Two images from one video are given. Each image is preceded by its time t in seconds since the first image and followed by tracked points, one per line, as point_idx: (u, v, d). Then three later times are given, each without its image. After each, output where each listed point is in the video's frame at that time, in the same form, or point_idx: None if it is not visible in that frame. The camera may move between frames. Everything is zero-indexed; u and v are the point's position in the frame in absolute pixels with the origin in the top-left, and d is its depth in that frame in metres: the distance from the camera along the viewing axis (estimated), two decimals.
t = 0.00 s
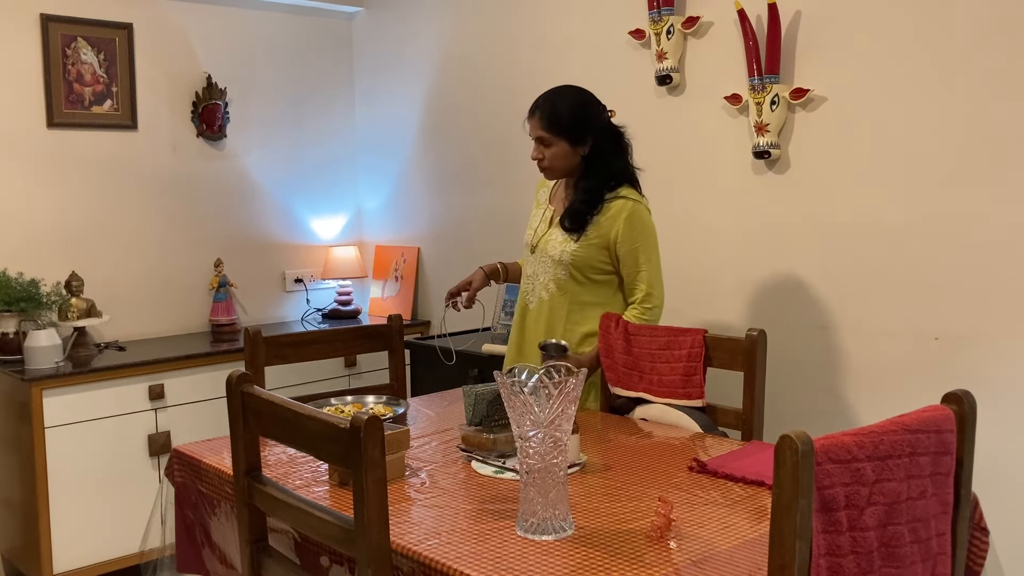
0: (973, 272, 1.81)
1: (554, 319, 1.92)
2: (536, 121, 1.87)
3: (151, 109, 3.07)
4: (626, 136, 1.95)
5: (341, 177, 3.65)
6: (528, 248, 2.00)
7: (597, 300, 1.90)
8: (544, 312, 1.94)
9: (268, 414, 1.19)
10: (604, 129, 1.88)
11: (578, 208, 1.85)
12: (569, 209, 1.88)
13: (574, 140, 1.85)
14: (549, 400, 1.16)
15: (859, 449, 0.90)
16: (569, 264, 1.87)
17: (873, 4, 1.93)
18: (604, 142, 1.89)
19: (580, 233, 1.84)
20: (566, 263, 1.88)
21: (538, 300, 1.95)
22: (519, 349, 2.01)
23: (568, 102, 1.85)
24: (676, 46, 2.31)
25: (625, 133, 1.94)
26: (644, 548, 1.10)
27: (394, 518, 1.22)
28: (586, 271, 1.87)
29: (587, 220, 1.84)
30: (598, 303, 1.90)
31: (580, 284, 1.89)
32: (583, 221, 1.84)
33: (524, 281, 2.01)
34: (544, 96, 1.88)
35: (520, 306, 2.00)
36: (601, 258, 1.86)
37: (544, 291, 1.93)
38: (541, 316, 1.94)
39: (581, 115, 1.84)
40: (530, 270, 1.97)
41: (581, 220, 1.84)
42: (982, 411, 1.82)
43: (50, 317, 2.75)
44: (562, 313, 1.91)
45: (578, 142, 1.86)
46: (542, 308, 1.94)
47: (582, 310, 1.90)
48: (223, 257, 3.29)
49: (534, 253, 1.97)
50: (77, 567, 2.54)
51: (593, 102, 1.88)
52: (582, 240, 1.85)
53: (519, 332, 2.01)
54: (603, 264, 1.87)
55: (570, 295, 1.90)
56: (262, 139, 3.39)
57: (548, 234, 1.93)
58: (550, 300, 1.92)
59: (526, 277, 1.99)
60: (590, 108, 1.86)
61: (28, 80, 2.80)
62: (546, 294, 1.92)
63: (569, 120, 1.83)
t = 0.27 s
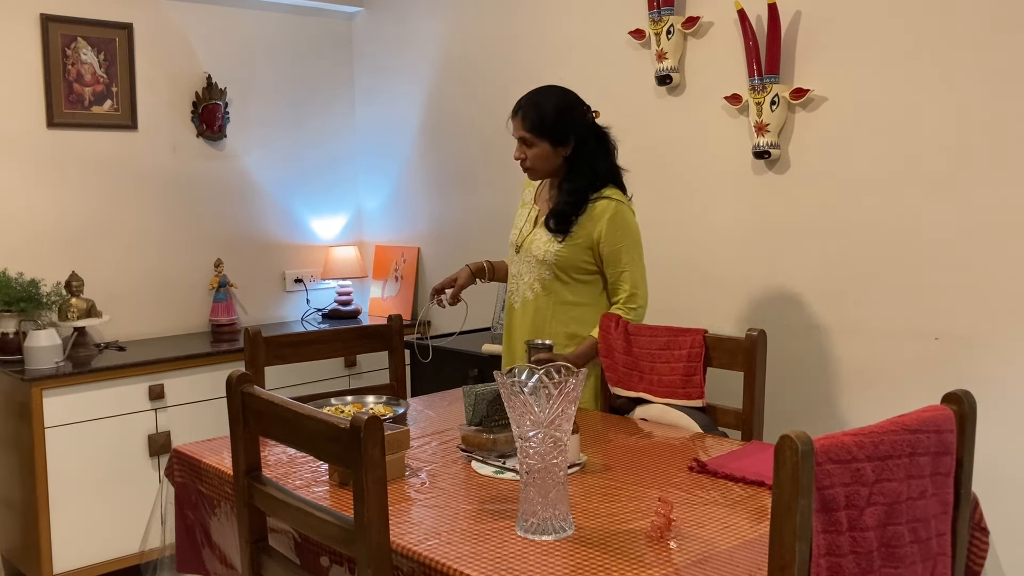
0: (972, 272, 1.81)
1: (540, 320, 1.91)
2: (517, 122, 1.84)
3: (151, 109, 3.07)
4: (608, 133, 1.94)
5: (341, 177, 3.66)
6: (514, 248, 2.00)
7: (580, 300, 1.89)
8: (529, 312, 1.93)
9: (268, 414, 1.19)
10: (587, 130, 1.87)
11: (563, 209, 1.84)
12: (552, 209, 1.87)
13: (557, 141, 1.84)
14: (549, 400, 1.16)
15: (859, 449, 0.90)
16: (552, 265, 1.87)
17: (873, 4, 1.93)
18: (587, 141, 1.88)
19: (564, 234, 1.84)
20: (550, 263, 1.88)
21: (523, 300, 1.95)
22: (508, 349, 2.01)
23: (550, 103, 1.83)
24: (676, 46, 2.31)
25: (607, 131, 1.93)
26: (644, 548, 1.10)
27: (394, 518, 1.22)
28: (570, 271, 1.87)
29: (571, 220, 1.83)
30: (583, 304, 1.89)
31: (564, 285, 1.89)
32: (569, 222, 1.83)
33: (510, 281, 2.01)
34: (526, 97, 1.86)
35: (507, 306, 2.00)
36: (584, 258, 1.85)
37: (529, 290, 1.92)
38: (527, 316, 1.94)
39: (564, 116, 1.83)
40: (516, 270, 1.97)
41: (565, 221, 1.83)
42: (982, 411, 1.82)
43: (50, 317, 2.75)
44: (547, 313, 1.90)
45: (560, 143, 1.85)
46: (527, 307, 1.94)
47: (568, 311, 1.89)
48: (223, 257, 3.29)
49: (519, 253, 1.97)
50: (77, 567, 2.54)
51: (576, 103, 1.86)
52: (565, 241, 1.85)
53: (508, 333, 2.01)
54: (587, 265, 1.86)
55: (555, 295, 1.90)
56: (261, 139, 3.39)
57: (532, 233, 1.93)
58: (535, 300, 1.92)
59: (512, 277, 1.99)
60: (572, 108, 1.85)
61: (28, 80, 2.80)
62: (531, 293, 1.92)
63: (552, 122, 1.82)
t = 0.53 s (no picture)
0: (973, 272, 1.81)
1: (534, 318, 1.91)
2: (510, 134, 1.81)
3: (151, 109, 3.07)
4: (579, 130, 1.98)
5: (341, 177, 3.66)
6: (501, 249, 1.99)
7: (569, 296, 1.90)
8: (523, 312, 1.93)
9: (268, 414, 1.19)
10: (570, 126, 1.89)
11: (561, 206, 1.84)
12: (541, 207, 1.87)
13: (550, 142, 1.83)
14: (549, 400, 1.16)
15: (859, 449, 0.90)
16: (545, 263, 1.87)
17: (873, 4, 1.93)
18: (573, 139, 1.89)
19: (553, 228, 1.84)
20: (542, 261, 1.87)
21: (515, 300, 1.94)
22: (501, 349, 2.01)
23: (540, 108, 1.81)
24: (676, 46, 2.31)
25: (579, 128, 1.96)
26: (644, 548, 1.10)
27: (394, 518, 1.22)
28: (560, 268, 1.87)
29: (563, 215, 1.84)
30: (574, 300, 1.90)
31: (556, 282, 1.89)
32: (559, 215, 1.83)
33: (500, 282, 2.00)
34: (509, 106, 1.83)
35: (498, 307, 2.00)
36: (573, 254, 1.86)
37: (522, 290, 1.92)
38: (521, 316, 1.94)
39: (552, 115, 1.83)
40: (505, 271, 1.97)
41: (556, 215, 1.84)
42: (983, 411, 1.82)
43: (50, 317, 2.75)
44: (542, 312, 1.90)
45: (553, 144, 1.84)
46: (521, 307, 1.93)
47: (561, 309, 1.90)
48: (223, 257, 3.29)
49: (508, 254, 1.96)
50: (77, 568, 2.54)
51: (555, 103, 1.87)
52: (555, 236, 1.85)
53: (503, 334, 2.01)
54: (575, 260, 1.86)
55: (547, 294, 1.89)
56: (261, 139, 3.39)
57: (520, 233, 1.93)
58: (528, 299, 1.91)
59: (503, 279, 1.99)
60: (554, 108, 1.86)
61: (28, 80, 2.80)
62: (525, 293, 1.92)
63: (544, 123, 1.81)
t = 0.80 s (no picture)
0: (973, 272, 1.81)
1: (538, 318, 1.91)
2: (510, 138, 1.80)
3: (151, 109, 3.07)
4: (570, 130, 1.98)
5: (341, 177, 3.66)
6: (502, 251, 1.99)
7: (572, 294, 1.90)
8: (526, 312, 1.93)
9: (268, 414, 1.19)
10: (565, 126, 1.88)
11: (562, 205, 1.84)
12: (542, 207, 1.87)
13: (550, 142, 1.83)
14: (549, 400, 1.16)
15: (859, 449, 0.90)
16: (548, 262, 1.87)
17: (873, 4, 1.93)
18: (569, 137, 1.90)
19: (554, 227, 1.85)
20: (545, 261, 1.87)
21: (518, 301, 1.94)
22: (503, 349, 2.01)
23: (538, 109, 1.81)
24: (676, 46, 2.31)
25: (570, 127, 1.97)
26: (644, 548, 1.10)
27: (394, 518, 1.22)
28: (563, 266, 1.87)
29: (564, 214, 1.84)
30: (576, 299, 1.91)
31: (559, 281, 1.89)
32: (560, 214, 1.84)
33: (502, 283, 2.00)
34: (507, 110, 1.81)
35: (500, 309, 2.00)
36: (575, 252, 1.86)
37: (526, 290, 1.92)
38: (524, 316, 1.94)
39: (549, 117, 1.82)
40: (508, 272, 1.97)
41: (557, 213, 1.84)
42: (982, 410, 1.82)
43: (50, 317, 2.75)
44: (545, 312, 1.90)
45: (553, 144, 1.84)
46: (526, 307, 1.93)
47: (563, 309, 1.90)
48: (223, 257, 3.29)
49: (509, 255, 1.96)
50: (77, 567, 2.54)
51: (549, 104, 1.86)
52: (557, 235, 1.85)
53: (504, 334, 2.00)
54: (576, 259, 1.86)
55: (550, 293, 1.89)
56: (261, 139, 3.39)
57: (521, 234, 1.93)
58: (532, 299, 1.91)
59: (505, 280, 1.99)
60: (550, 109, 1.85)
61: (28, 80, 2.80)
62: (529, 293, 1.92)
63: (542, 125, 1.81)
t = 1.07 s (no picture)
0: (973, 272, 1.81)
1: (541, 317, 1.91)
2: (508, 139, 1.80)
3: (151, 109, 3.07)
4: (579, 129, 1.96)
5: (341, 177, 3.66)
6: (508, 250, 1.99)
7: (578, 293, 1.90)
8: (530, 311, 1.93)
9: (268, 414, 1.19)
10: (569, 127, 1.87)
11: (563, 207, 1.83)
12: (547, 207, 1.87)
13: (550, 146, 1.82)
14: (549, 400, 1.16)
15: (859, 449, 0.90)
16: (552, 261, 1.87)
17: (873, 4, 1.93)
18: (572, 138, 1.88)
19: (560, 228, 1.85)
20: (549, 260, 1.87)
21: (522, 300, 1.94)
22: (502, 348, 2.00)
23: (537, 111, 1.80)
24: (676, 46, 2.31)
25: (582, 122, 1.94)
26: (645, 548, 1.10)
27: (394, 518, 1.22)
28: (568, 266, 1.87)
29: (569, 215, 1.84)
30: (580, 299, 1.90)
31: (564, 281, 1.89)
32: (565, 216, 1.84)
33: (506, 282, 2.00)
34: (508, 110, 1.82)
35: (503, 308, 2.00)
36: (581, 252, 1.86)
37: (529, 289, 1.92)
38: (527, 315, 1.94)
39: (548, 120, 1.81)
40: (512, 271, 1.97)
41: (561, 215, 1.84)
42: (982, 411, 1.81)
43: (50, 317, 2.75)
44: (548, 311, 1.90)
45: (553, 147, 1.83)
46: (529, 306, 1.93)
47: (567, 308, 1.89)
48: (223, 257, 3.29)
49: (514, 254, 1.96)
50: (77, 568, 2.54)
51: (552, 105, 1.85)
52: (563, 235, 1.85)
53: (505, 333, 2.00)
54: (584, 259, 1.86)
55: (555, 293, 1.89)
56: (261, 139, 3.39)
57: (527, 233, 1.93)
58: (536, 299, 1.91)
59: (509, 279, 1.98)
60: (552, 111, 1.83)
61: (28, 80, 2.80)
62: (532, 292, 1.92)
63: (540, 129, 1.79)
